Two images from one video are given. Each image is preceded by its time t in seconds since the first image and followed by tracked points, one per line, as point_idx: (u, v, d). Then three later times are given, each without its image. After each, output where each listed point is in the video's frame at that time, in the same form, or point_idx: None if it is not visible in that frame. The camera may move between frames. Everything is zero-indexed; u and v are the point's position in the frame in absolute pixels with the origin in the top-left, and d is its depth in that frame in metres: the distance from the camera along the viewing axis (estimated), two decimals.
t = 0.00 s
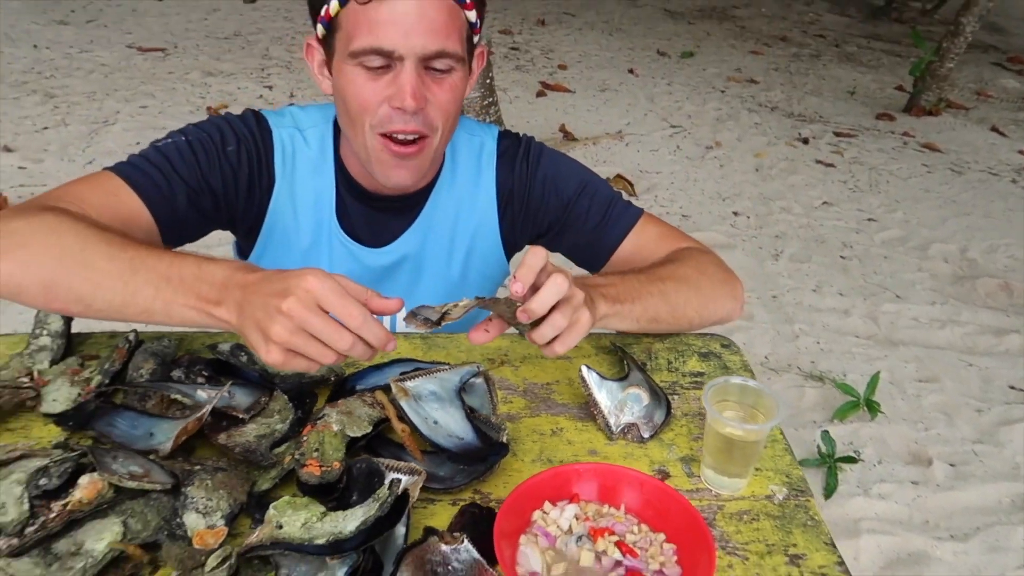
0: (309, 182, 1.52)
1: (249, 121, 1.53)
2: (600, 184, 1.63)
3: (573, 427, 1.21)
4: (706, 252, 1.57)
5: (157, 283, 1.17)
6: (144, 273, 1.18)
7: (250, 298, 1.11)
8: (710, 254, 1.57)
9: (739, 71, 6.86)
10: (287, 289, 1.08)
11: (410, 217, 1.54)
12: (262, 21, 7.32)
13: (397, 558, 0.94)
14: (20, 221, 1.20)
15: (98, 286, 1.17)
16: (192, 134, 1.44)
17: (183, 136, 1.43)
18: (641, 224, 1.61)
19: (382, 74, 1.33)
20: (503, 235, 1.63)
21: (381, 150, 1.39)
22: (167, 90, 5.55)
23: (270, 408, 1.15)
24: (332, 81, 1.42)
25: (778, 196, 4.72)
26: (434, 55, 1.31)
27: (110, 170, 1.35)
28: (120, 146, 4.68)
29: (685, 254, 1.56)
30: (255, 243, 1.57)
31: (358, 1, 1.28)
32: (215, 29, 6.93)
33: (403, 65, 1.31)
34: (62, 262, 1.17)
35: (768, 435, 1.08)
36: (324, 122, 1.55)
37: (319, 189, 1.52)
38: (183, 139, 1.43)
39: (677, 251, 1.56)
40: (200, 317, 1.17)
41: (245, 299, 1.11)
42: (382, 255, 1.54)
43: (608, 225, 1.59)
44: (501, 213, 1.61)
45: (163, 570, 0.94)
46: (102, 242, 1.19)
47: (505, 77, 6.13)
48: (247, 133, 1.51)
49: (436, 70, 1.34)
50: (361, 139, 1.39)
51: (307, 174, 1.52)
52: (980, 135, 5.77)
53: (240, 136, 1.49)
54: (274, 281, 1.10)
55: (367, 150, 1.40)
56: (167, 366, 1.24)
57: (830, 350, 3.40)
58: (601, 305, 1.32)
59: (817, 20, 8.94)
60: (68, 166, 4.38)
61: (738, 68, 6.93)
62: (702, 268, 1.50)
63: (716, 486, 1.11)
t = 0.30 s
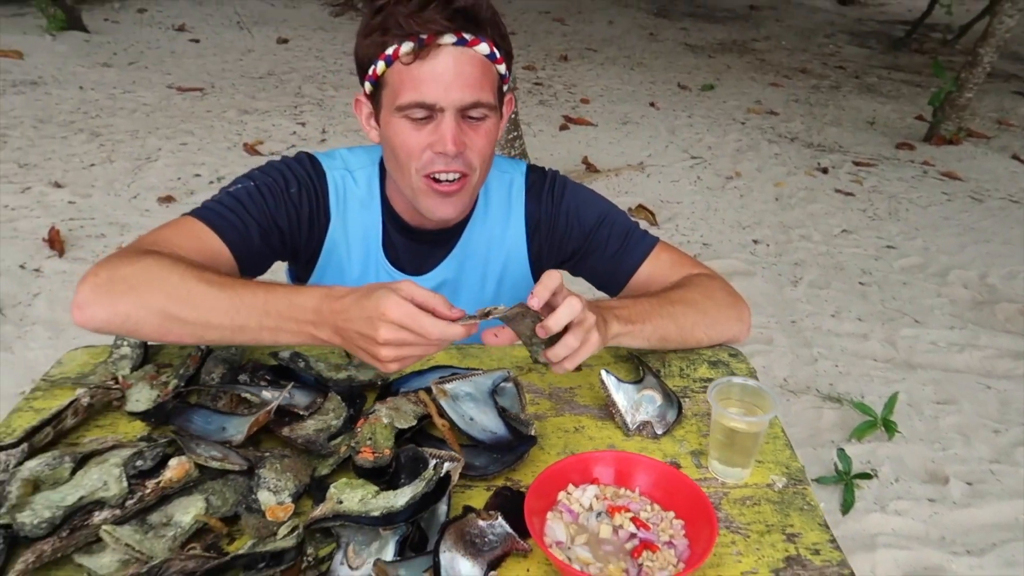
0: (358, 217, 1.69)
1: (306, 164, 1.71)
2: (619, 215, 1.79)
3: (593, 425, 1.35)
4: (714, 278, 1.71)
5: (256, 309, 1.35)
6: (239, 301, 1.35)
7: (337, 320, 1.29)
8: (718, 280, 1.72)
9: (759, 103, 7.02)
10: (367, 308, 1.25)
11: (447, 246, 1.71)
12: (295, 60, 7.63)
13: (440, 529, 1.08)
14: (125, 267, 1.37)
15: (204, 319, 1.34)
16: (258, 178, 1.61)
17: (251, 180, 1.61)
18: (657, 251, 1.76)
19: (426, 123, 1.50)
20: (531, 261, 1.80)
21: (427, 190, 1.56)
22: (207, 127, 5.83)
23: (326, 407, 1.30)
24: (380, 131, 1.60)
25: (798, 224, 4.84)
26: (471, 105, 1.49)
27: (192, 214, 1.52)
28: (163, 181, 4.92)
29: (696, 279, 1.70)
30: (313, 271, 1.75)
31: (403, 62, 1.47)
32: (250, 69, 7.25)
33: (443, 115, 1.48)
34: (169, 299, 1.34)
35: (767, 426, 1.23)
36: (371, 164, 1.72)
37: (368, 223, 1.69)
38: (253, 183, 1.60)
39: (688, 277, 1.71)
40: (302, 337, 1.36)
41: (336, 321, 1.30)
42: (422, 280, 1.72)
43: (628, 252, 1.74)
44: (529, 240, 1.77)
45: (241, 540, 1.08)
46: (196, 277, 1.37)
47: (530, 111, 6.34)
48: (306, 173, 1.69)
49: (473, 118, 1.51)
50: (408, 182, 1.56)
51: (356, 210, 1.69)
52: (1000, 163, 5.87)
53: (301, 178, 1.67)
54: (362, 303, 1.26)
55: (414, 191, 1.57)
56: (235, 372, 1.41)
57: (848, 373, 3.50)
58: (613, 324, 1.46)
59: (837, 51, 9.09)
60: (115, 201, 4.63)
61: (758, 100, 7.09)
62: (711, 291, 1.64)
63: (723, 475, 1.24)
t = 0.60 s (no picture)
0: (401, 230, 1.83)
1: (351, 183, 1.84)
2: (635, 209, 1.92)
3: (615, 419, 1.45)
4: (731, 255, 1.82)
5: (325, 308, 1.47)
6: (307, 303, 1.47)
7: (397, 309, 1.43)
8: (735, 260, 1.81)
9: (779, 124, 7.11)
10: (426, 297, 1.38)
11: (481, 254, 1.85)
12: (323, 89, 7.85)
13: (475, 507, 1.18)
14: (200, 279, 1.48)
15: (277, 320, 1.46)
16: (310, 196, 1.74)
17: (308, 198, 1.74)
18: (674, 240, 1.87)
19: (464, 147, 1.63)
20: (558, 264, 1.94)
21: (466, 206, 1.68)
22: (239, 154, 6.03)
23: (368, 402, 1.42)
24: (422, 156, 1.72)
25: (819, 242, 4.90)
26: (506, 128, 1.61)
27: (253, 231, 1.64)
28: (198, 205, 5.11)
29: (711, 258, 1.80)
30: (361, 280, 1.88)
31: (443, 92, 1.60)
32: (279, 98, 7.48)
33: (480, 138, 1.61)
34: (244, 304, 1.45)
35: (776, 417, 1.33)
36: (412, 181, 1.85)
37: (409, 235, 1.83)
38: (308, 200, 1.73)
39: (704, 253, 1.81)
40: (365, 328, 1.48)
41: (393, 309, 1.44)
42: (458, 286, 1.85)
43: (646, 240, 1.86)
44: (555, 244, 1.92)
45: (296, 515, 1.20)
46: (265, 282, 1.49)
47: (551, 135, 6.48)
48: (353, 190, 1.82)
49: (507, 140, 1.64)
50: (449, 200, 1.69)
51: (399, 223, 1.82)
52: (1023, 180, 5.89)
53: (349, 195, 1.80)
54: (421, 294, 1.40)
55: (454, 208, 1.69)
56: (284, 371, 1.54)
57: (870, 386, 3.53)
58: (644, 252, 1.59)
59: (857, 73, 9.17)
60: (152, 224, 4.82)
61: (778, 122, 7.18)
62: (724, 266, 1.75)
63: (736, 463, 1.34)
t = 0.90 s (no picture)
0: (430, 233, 1.92)
1: (385, 187, 1.96)
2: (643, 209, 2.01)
3: (631, 417, 1.53)
4: (737, 257, 1.89)
5: (360, 308, 1.58)
6: (343, 304, 1.58)
7: (427, 308, 1.51)
8: (739, 259, 1.88)
9: (791, 133, 7.18)
10: (452, 303, 1.47)
11: (504, 255, 1.94)
12: (339, 102, 7.99)
13: (500, 497, 1.26)
14: (245, 279, 1.60)
15: (315, 320, 1.57)
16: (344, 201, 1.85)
17: (343, 204, 1.85)
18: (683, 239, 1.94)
19: (482, 156, 1.72)
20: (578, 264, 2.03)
21: (486, 211, 1.77)
22: (258, 167, 6.16)
23: (397, 401, 1.51)
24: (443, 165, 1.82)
25: (831, 250, 4.96)
26: (520, 137, 1.70)
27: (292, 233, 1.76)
28: (219, 218, 5.23)
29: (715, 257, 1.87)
30: (391, 280, 1.97)
31: (459, 107, 1.69)
32: (296, 112, 7.62)
33: (496, 148, 1.70)
34: (284, 305, 1.57)
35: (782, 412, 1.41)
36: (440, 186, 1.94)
37: (437, 238, 1.92)
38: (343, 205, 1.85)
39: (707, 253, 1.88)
40: (397, 328, 1.58)
41: (423, 309, 1.53)
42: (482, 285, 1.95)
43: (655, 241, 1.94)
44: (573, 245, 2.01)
45: (334, 504, 1.30)
46: (305, 284, 1.60)
47: (564, 146, 6.57)
48: (386, 194, 1.93)
49: (522, 148, 1.73)
50: (470, 206, 1.78)
51: (428, 226, 1.91)
52: None
53: (383, 198, 1.91)
54: (448, 298, 1.48)
55: (475, 213, 1.79)
56: (318, 373, 1.63)
57: (882, 392, 3.57)
58: (651, 259, 1.67)
59: (870, 80, 9.21)
60: (176, 237, 4.94)
61: (790, 131, 7.25)
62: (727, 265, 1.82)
63: (746, 457, 1.41)
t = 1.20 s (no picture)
0: (457, 243, 1.98)
1: (413, 200, 2.02)
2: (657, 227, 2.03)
3: (652, 425, 1.58)
4: (740, 282, 1.88)
5: (373, 329, 1.64)
6: (358, 322, 1.65)
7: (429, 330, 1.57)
8: (745, 286, 1.88)
9: (805, 148, 7.21)
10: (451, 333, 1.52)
11: (527, 264, 2.00)
12: (355, 124, 8.11)
13: (528, 502, 1.31)
14: (271, 291, 1.68)
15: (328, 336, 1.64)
16: (371, 214, 1.93)
17: (367, 218, 1.92)
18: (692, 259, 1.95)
19: (500, 175, 1.78)
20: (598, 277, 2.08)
21: (503, 226, 1.84)
22: (278, 189, 6.27)
23: (426, 412, 1.56)
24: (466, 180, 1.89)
25: (847, 263, 4.98)
26: (537, 157, 1.76)
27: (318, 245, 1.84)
28: (241, 239, 5.33)
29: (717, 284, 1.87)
30: (415, 291, 2.04)
31: (480, 127, 1.76)
32: (314, 134, 7.75)
33: (513, 168, 1.76)
34: (302, 319, 1.65)
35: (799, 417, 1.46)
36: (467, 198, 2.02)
37: (463, 248, 1.99)
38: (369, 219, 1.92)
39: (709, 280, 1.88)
40: (407, 350, 1.63)
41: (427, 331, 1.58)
42: (506, 292, 2.01)
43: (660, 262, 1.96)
44: (591, 256, 2.06)
45: (368, 510, 1.36)
46: (324, 301, 1.67)
47: (579, 163, 6.65)
48: (411, 208, 2.00)
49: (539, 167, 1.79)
50: (489, 220, 1.85)
51: (455, 237, 1.98)
52: None
53: (408, 212, 1.98)
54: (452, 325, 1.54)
55: (493, 227, 1.86)
56: (349, 385, 1.69)
57: (901, 403, 3.58)
58: (644, 296, 1.69)
59: (883, 94, 9.24)
60: (199, 258, 5.04)
61: (804, 145, 7.29)
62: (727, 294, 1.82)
63: (766, 461, 1.46)
